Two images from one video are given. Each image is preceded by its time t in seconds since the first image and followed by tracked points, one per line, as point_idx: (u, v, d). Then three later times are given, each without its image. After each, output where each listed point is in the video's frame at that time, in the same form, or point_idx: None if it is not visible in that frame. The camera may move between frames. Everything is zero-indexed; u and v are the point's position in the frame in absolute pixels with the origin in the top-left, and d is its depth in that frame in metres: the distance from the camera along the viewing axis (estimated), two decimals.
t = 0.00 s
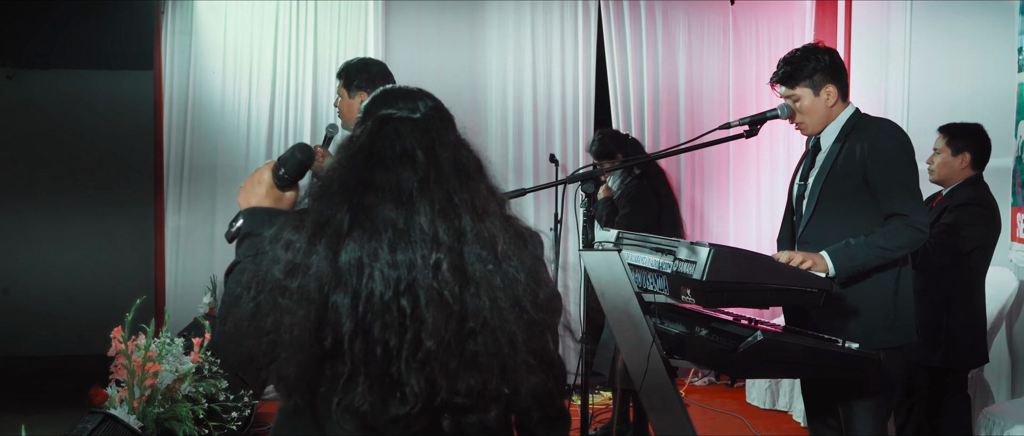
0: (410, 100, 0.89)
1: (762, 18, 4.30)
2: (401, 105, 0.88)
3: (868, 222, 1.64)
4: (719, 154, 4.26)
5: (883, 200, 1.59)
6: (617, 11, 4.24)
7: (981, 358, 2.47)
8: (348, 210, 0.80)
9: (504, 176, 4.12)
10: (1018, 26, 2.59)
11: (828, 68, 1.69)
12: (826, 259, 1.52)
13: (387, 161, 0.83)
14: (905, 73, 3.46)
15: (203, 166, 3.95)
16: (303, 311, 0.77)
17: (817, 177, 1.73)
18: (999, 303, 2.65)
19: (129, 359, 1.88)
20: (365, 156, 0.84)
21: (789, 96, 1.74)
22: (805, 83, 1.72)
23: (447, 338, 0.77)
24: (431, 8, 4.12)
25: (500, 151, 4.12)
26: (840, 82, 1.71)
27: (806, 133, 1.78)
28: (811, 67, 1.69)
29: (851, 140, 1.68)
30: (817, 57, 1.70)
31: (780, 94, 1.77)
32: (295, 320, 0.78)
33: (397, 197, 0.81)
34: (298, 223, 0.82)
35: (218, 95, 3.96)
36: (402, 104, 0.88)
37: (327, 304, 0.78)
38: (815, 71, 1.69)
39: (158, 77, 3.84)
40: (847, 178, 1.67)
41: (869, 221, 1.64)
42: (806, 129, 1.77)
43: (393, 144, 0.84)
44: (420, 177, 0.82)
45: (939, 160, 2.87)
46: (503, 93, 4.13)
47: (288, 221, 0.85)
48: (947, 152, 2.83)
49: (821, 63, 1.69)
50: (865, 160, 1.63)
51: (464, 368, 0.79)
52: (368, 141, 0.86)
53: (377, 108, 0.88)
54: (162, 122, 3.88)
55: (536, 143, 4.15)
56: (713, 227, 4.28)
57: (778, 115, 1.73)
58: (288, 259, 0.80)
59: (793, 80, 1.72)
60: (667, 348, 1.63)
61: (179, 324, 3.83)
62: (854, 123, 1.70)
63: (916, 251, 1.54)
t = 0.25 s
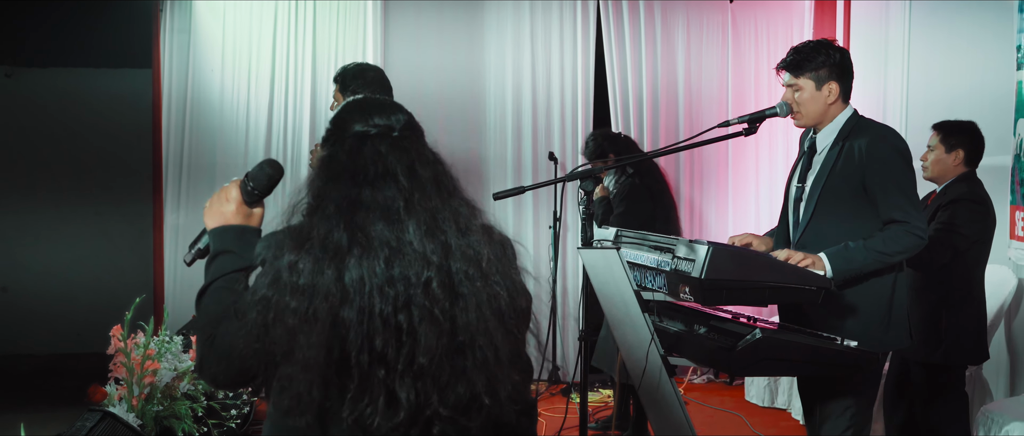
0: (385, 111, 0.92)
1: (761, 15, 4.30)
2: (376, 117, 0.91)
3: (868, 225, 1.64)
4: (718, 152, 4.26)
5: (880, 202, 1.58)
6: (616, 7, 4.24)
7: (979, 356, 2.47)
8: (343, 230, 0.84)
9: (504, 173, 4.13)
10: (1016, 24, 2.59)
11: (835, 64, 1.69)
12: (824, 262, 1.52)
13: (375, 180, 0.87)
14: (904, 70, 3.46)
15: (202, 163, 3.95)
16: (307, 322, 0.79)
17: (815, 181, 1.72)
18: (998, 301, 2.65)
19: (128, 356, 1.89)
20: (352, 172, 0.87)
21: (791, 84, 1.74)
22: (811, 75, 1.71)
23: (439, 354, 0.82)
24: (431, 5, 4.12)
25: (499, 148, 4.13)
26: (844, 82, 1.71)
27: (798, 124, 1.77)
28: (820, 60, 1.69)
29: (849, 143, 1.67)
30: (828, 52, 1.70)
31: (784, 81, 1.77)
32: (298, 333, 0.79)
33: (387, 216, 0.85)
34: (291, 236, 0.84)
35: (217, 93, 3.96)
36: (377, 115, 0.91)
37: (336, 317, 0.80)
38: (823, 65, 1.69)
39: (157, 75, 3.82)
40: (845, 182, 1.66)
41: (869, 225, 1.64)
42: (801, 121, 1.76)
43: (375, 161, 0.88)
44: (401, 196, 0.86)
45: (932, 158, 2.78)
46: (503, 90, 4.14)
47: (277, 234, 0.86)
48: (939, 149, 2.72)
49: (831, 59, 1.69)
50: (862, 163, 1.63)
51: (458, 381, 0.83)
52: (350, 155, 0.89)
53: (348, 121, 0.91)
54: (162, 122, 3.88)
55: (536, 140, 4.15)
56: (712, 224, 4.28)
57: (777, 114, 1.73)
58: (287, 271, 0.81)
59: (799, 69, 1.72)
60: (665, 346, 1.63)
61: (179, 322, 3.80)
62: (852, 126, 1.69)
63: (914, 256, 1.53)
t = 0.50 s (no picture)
0: (414, 94, 0.88)
1: (760, 14, 4.31)
2: (401, 99, 0.87)
3: (867, 223, 1.64)
4: (717, 151, 4.27)
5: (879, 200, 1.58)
6: (615, 6, 4.24)
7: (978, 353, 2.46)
8: (375, 241, 0.81)
9: (503, 172, 4.13)
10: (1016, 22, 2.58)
11: (839, 59, 1.70)
12: (823, 260, 1.52)
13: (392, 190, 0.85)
14: (903, 69, 3.46)
15: (199, 157, 3.96)
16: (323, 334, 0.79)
17: (812, 178, 1.72)
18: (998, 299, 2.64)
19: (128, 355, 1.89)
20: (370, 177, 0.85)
21: (795, 72, 1.74)
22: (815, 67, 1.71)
23: (446, 383, 0.81)
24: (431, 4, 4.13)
25: (499, 147, 4.13)
26: (848, 78, 1.71)
27: (796, 116, 1.77)
28: (825, 53, 1.70)
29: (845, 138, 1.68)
30: (834, 46, 1.71)
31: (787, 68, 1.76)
32: (317, 342, 0.79)
33: (417, 234, 0.83)
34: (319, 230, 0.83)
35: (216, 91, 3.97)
36: (408, 98, 0.87)
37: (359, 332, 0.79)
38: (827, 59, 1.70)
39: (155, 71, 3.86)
40: (843, 178, 1.65)
41: (867, 223, 1.63)
42: (801, 114, 1.76)
43: (397, 174, 0.86)
44: (429, 211, 0.85)
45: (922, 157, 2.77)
46: (502, 89, 4.14)
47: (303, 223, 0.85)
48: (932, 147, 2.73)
49: (835, 54, 1.70)
50: (858, 159, 1.63)
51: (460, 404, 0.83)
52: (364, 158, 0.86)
53: (360, 108, 0.88)
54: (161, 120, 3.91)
55: (535, 139, 4.14)
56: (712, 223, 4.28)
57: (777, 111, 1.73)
58: (313, 271, 0.81)
59: (806, 59, 1.72)
60: (664, 345, 1.62)
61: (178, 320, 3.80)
62: (850, 121, 1.70)
63: (913, 253, 1.53)
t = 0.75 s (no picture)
0: (428, 102, 0.97)
1: (760, 13, 4.29)
2: (416, 106, 0.96)
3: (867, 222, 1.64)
4: (716, 151, 4.27)
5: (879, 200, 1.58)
6: (614, 5, 4.23)
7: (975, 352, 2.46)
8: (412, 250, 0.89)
9: (501, 172, 4.13)
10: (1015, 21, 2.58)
11: (841, 59, 1.70)
12: (825, 259, 1.52)
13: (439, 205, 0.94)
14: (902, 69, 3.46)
15: (202, 157, 4.06)
16: (396, 344, 0.87)
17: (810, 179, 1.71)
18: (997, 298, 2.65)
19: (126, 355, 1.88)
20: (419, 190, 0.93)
21: (797, 72, 1.74)
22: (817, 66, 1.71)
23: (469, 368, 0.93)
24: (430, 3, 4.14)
25: (498, 147, 4.13)
26: (849, 78, 1.71)
27: (797, 115, 1.77)
28: (826, 53, 1.70)
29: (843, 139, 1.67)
30: (835, 45, 1.71)
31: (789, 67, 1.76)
32: (368, 345, 0.87)
33: (440, 238, 0.92)
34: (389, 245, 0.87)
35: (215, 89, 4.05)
36: (419, 106, 0.96)
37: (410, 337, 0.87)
38: (829, 59, 1.70)
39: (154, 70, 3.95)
40: (842, 177, 1.65)
41: (866, 221, 1.64)
42: (800, 112, 1.76)
43: (428, 183, 0.95)
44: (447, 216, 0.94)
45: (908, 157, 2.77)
46: (501, 88, 4.14)
47: (365, 229, 0.87)
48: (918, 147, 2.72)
49: (837, 54, 1.70)
50: (857, 159, 1.63)
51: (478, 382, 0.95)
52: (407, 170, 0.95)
53: (393, 119, 0.94)
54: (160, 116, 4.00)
55: (534, 139, 4.14)
56: (710, 222, 4.29)
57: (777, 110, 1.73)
58: (386, 286, 0.86)
59: (808, 59, 1.72)
60: (663, 344, 1.62)
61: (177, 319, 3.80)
62: (850, 120, 1.70)
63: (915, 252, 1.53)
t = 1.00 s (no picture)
0: (436, 92, 0.96)
1: (759, 13, 4.30)
2: (426, 96, 0.95)
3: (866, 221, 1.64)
4: (715, 151, 4.27)
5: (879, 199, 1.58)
6: (613, 5, 4.23)
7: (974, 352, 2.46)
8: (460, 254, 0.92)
9: (500, 172, 4.13)
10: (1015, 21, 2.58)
11: (840, 56, 1.70)
12: (826, 261, 1.53)
13: (451, 194, 0.96)
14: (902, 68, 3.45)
15: (202, 156, 4.07)
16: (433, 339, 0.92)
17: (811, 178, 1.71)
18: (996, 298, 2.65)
19: (126, 355, 1.88)
20: (437, 186, 0.95)
21: (795, 70, 1.74)
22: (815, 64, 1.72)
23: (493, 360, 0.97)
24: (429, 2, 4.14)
25: (497, 147, 4.13)
26: (848, 73, 1.71)
27: (797, 114, 1.78)
28: (825, 50, 1.70)
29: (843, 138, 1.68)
30: (833, 43, 1.71)
31: (787, 66, 1.77)
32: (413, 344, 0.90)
33: (469, 237, 0.95)
34: (434, 256, 0.89)
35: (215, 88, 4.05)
36: (429, 97, 0.95)
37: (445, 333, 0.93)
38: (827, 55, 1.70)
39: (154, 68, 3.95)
40: (843, 177, 1.65)
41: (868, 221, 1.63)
42: (800, 111, 1.77)
43: (446, 182, 0.96)
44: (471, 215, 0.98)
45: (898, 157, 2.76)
46: (500, 87, 4.14)
47: (410, 244, 0.87)
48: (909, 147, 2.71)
49: (836, 51, 1.70)
50: (856, 158, 1.63)
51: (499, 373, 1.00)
52: (418, 164, 0.96)
53: (402, 110, 0.93)
54: (159, 115, 4.00)
55: (533, 139, 4.14)
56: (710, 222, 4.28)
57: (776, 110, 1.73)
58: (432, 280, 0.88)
59: (804, 57, 1.72)
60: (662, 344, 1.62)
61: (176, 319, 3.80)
62: (850, 120, 1.70)
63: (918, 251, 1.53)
